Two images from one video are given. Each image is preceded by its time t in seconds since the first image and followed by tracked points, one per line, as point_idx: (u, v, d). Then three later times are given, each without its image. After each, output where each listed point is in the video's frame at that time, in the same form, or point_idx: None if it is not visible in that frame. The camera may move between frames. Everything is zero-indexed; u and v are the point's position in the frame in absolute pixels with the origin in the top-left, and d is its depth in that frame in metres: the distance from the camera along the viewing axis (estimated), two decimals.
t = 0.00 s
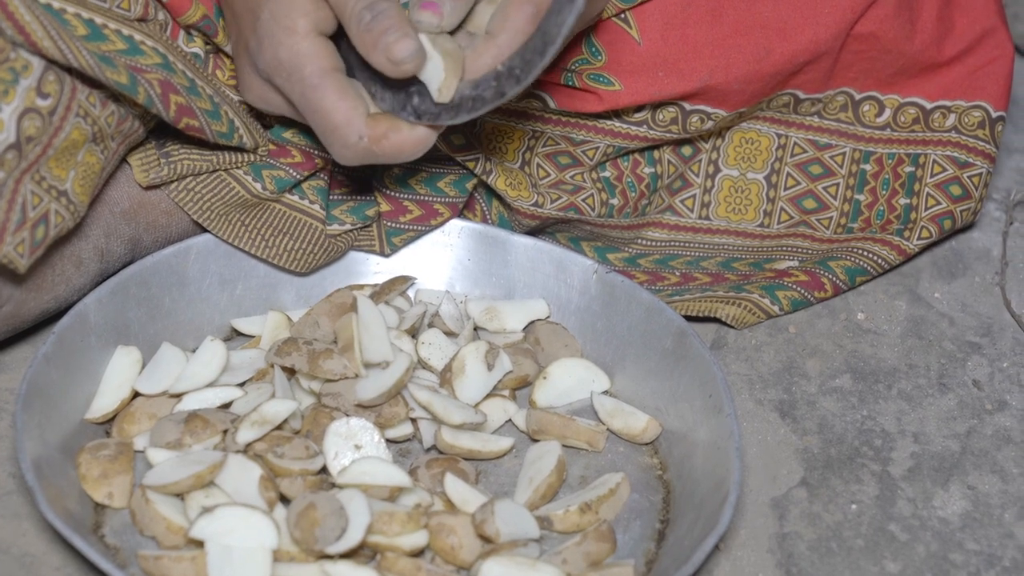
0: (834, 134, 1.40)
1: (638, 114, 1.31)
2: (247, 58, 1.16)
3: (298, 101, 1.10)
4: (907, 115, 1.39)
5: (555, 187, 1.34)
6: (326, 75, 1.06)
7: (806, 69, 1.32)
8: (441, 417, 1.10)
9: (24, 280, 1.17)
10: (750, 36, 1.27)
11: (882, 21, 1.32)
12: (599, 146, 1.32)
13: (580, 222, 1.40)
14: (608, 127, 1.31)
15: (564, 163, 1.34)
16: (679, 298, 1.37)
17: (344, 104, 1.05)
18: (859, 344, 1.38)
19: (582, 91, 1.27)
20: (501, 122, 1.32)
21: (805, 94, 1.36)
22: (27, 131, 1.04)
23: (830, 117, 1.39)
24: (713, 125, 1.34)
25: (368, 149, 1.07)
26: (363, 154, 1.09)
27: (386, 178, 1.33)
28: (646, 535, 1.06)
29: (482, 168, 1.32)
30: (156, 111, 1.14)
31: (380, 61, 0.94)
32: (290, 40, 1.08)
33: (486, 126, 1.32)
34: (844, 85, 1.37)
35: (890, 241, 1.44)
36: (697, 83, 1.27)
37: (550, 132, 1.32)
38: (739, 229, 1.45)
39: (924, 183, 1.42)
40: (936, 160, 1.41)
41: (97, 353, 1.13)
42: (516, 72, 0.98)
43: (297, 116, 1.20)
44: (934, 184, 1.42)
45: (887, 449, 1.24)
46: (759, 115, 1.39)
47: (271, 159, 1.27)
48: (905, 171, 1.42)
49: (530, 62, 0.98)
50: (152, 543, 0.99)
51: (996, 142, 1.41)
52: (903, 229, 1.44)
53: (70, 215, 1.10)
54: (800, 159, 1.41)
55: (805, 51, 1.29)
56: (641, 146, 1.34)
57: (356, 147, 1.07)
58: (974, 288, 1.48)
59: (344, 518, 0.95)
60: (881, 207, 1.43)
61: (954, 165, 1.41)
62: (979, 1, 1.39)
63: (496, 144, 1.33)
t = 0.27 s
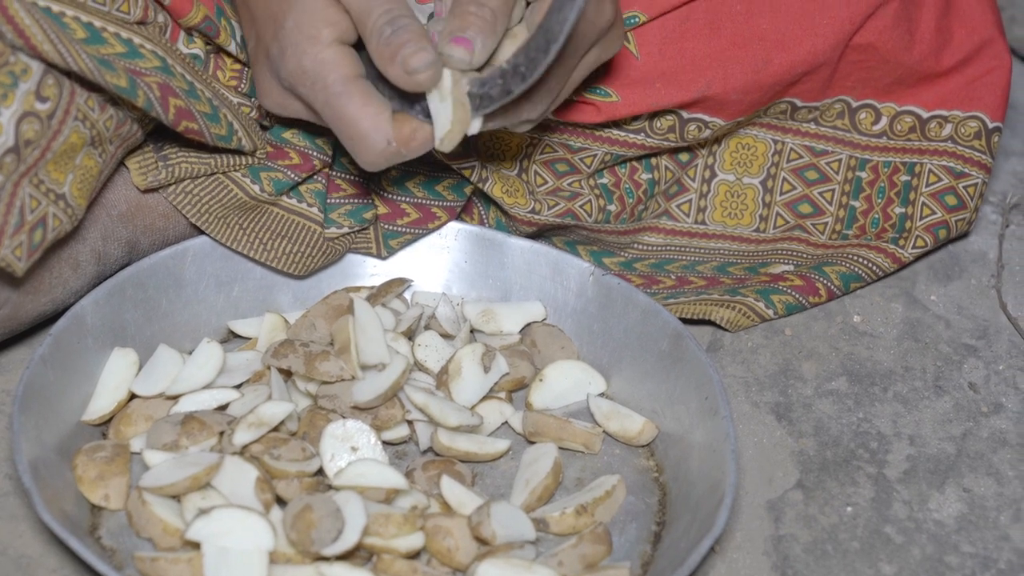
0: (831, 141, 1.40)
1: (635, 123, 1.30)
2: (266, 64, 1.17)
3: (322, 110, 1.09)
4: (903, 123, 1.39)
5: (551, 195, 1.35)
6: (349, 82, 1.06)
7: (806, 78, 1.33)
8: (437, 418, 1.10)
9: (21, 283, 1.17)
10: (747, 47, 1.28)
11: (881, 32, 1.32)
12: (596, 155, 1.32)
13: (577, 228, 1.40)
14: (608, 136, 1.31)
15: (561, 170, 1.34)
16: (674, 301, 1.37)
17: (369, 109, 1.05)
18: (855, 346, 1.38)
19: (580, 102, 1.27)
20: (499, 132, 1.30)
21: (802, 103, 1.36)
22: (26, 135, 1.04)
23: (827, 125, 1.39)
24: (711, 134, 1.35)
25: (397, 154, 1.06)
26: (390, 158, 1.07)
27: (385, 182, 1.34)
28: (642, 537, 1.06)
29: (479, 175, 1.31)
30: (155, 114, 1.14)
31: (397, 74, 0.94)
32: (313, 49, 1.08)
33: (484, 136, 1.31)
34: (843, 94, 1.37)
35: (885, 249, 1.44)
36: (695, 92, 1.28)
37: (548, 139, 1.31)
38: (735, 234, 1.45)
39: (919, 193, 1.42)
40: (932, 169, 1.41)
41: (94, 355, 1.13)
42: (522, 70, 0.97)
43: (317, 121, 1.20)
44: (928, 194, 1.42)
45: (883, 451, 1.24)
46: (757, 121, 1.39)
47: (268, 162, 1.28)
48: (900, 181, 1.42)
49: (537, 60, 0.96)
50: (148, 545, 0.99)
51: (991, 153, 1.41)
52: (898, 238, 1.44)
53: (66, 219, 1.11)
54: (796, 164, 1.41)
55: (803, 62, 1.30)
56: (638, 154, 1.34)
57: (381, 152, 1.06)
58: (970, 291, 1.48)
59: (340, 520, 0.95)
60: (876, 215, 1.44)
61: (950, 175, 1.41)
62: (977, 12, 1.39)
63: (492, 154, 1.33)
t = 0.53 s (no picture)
0: (828, 143, 1.41)
1: (633, 126, 1.31)
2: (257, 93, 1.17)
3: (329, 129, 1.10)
4: (900, 126, 1.40)
5: (550, 198, 1.35)
6: (350, 99, 1.07)
7: (804, 82, 1.34)
8: (435, 420, 1.10)
9: (20, 286, 1.17)
10: (746, 52, 1.28)
11: (878, 36, 1.33)
12: (594, 158, 1.32)
13: (575, 229, 1.40)
14: (605, 140, 1.31)
15: (560, 174, 1.34)
16: (671, 302, 1.37)
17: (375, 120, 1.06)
18: (852, 348, 1.38)
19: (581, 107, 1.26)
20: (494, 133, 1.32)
21: (800, 105, 1.37)
22: (25, 137, 1.05)
23: (825, 126, 1.41)
24: (707, 138, 1.35)
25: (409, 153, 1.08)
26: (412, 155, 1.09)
27: (384, 186, 1.34)
28: (639, 539, 1.06)
29: (477, 178, 1.30)
30: (153, 115, 1.14)
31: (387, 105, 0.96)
32: (303, 75, 1.06)
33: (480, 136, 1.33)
34: (840, 96, 1.38)
35: (882, 251, 1.43)
36: (693, 96, 1.28)
37: (547, 142, 1.32)
38: (732, 236, 1.45)
39: (915, 196, 1.42)
40: (929, 172, 1.41)
41: (92, 357, 1.13)
42: (489, 53, 0.94)
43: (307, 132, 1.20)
44: (926, 197, 1.42)
45: (879, 453, 1.25)
46: (755, 123, 1.40)
47: (266, 163, 1.28)
48: (898, 183, 1.42)
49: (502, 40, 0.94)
50: (146, 547, 0.99)
51: (988, 155, 1.42)
52: (895, 239, 1.44)
53: (65, 221, 1.11)
54: (793, 166, 1.42)
55: (801, 66, 1.30)
56: (637, 158, 1.35)
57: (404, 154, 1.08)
58: (967, 292, 1.48)
59: (337, 522, 0.95)
60: (873, 218, 1.44)
61: (947, 177, 1.41)
62: (975, 15, 1.41)
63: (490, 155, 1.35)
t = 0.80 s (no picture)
0: (827, 146, 1.41)
1: (633, 132, 1.30)
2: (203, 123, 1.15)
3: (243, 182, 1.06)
4: (899, 129, 1.40)
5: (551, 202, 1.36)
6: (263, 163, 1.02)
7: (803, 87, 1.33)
8: (436, 423, 1.10)
9: (19, 288, 1.17)
10: (745, 57, 1.28)
11: (878, 42, 1.33)
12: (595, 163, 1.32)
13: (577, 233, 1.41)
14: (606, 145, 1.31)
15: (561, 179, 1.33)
16: (670, 305, 1.37)
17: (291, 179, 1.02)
18: (851, 350, 1.38)
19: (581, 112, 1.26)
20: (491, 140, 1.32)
21: (799, 110, 1.37)
22: (24, 140, 1.05)
23: (824, 129, 1.40)
24: (707, 142, 1.35)
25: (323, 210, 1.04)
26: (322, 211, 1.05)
27: (382, 194, 1.32)
28: (638, 541, 1.06)
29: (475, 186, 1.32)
30: (141, 125, 1.14)
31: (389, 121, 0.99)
32: (217, 138, 1.02)
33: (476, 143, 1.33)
34: (839, 100, 1.38)
35: (881, 254, 1.43)
36: (692, 102, 1.28)
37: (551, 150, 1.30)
38: (732, 239, 1.45)
39: (914, 200, 1.43)
40: (928, 176, 1.42)
41: (92, 360, 1.13)
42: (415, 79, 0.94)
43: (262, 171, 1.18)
44: (925, 201, 1.43)
45: (879, 456, 1.25)
46: (755, 127, 1.40)
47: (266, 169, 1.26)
48: (897, 186, 1.42)
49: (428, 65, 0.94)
50: (145, 549, 0.99)
51: (987, 160, 1.42)
52: (893, 244, 1.44)
53: (65, 223, 1.11)
54: (793, 169, 1.42)
55: (801, 71, 1.30)
56: (637, 163, 1.35)
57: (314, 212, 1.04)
58: (966, 295, 1.48)
59: (336, 524, 0.95)
60: (871, 221, 1.44)
61: (946, 182, 1.42)
62: (974, 19, 1.40)
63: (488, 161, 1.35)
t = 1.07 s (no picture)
0: (827, 148, 1.41)
1: (632, 133, 1.30)
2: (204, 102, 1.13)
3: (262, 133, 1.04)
4: (899, 130, 1.40)
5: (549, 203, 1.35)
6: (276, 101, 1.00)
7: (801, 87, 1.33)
8: (435, 426, 1.10)
9: (18, 288, 1.18)
10: (745, 57, 1.28)
11: (877, 42, 1.33)
12: (594, 163, 1.32)
13: (574, 233, 1.40)
14: (603, 146, 1.31)
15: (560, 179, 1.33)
16: (669, 307, 1.38)
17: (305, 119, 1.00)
18: (851, 353, 1.38)
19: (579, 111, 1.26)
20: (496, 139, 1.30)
21: (798, 110, 1.37)
22: (21, 139, 1.05)
23: (823, 131, 1.40)
24: (707, 142, 1.35)
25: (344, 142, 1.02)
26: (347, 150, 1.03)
27: (380, 194, 1.33)
28: (638, 544, 1.06)
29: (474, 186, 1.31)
30: (145, 121, 1.15)
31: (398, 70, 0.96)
32: (225, 84, 1.01)
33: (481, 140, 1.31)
34: (838, 101, 1.38)
35: (881, 254, 1.44)
36: (692, 102, 1.28)
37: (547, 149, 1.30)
38: (731, 240, 1.45)
39: (914, 200, 1.43)
40: (928, 176, 1.42)
41: (92, 362, 1.13)
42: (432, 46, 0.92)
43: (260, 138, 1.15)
44: (925, 201, 1.43)
45: (878, 458, 1.25)
46: (753, 129, 1.40)
47: (265, 171, 1.27)
48: (897, 187, 1.42)
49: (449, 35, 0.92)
50: (145, 551, 0.99)
51: (987, 159, 1.43)
52: (893, 244, 1.45)
53: (63, 222, 1.11)
54: (792, 171, 1.42)
55: (801, 71, 1.30)
56: (636, 163, 1.35)
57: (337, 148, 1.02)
58: (966, 298, 1.49)
59: (336, 526, 0.95)
60: (871, 222, 1.44)
61: (946, 181, 1.42)
62: (973, 18, 1.40)
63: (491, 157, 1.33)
